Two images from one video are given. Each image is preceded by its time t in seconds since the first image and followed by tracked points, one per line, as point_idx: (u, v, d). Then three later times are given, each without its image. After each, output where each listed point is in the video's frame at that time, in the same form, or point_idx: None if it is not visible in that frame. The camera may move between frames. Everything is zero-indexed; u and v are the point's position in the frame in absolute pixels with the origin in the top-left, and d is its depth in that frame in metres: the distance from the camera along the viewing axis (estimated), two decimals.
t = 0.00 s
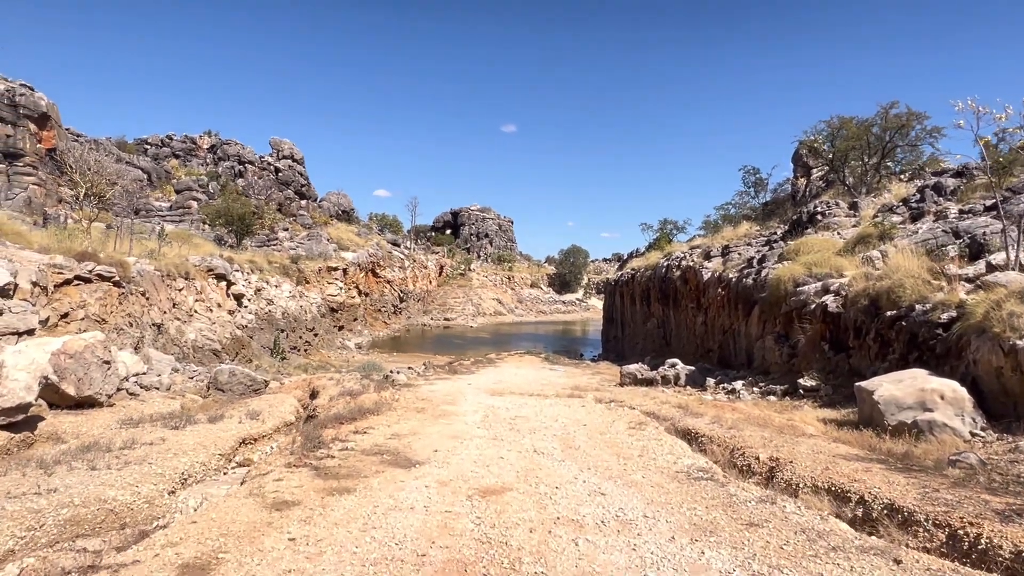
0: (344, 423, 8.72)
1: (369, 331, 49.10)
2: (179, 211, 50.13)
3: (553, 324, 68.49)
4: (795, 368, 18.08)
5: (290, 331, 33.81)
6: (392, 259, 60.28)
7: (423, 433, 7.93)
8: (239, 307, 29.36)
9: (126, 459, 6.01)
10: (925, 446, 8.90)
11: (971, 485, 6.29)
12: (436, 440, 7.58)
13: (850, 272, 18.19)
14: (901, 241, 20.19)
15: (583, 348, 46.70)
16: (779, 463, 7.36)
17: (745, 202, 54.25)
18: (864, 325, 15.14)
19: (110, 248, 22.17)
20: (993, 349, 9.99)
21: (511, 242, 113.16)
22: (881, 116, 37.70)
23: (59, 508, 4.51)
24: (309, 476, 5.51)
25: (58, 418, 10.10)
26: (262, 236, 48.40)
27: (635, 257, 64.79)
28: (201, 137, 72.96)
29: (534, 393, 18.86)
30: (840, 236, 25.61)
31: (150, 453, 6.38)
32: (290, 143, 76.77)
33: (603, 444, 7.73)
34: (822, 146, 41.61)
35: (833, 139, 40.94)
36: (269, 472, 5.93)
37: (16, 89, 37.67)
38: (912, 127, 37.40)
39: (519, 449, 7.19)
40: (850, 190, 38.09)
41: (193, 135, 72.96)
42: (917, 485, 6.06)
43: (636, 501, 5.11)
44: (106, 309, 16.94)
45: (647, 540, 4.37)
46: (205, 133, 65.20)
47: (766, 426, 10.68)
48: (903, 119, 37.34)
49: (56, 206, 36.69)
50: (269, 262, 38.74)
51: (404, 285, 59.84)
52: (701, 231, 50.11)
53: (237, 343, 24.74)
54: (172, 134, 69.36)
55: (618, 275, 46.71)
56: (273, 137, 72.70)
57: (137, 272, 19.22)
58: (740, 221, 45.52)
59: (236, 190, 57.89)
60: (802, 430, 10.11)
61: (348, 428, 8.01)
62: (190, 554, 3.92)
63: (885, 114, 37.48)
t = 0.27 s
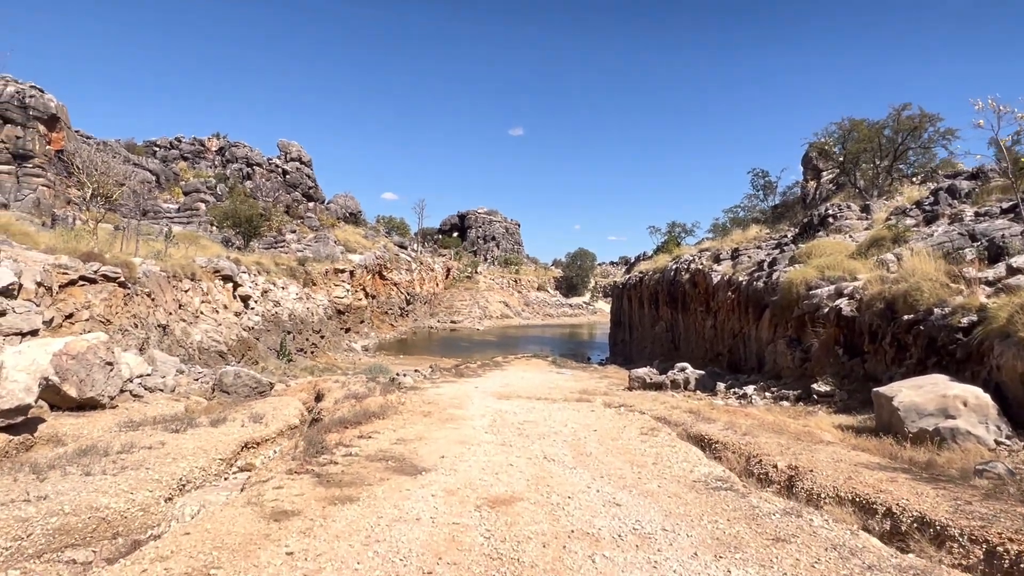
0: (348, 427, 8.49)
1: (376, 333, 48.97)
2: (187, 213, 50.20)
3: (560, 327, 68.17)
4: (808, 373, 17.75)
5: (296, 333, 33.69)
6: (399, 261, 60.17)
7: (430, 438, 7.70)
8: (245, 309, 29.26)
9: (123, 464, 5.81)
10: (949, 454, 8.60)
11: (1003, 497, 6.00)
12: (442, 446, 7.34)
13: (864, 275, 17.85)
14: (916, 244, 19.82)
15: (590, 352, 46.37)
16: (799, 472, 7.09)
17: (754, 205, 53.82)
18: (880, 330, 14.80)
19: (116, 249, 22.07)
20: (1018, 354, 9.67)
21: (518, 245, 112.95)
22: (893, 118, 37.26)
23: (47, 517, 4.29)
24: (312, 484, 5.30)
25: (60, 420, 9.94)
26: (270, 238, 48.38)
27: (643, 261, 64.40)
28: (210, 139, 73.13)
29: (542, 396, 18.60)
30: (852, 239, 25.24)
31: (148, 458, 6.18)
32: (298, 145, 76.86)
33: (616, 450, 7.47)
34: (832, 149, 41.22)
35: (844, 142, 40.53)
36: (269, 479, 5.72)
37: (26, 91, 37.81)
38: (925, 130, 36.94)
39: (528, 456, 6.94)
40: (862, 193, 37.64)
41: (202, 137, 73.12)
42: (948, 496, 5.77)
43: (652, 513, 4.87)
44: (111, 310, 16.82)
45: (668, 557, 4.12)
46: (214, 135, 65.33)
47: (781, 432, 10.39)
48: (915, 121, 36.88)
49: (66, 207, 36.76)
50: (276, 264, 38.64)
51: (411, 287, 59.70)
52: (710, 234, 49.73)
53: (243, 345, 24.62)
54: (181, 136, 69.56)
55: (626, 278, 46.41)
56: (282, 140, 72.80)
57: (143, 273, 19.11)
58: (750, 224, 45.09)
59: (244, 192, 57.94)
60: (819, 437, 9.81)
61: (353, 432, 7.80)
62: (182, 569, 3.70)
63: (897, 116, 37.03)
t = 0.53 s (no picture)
0: (352, 431, 8.31)
1: (382, 334, 48.89)
2: (194, 213, 50.28)
3: (566, 329, 67.88)
4: (820, 375, 17.46)
5: (302, 334, 33.60)
6: (405, 262, 60.09)
7: (436, 442, 7.50)
8: (251, 310, 29.17)
9: (119, 468, 5.63)
10: (971, 460, 8.33)
11: None
12: (447, 450, 7.13)
13: (878, 276, 17.55)
14: (929, 244, 19.49)
15: (597, 353, 46.12)
16: (817, 479, 6.85)
17: (762, 206, 53.47)
18: (894, 331, 14.51)
19: (122, 249, 22.00)
20: None
21: (524, 246, 112.75)
22: (904, 118, 36.84)
23: (35, 525, 4.11)
24: (314, 492, 5.10)
25: (61, 421, 9.79)
26: (276, 238, 48.37)
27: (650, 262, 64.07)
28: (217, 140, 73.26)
29: (549, 398, 18.38)
30: (863, 239, 24.90)
31: (146, 462, 6.00)
32: (305, 146, 76.91)
33: (627, 455, 7.25)
34: (841, 149, 40.85)
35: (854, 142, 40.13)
36: (270, 485, 5.54)
37: (34, 92, 37.80)
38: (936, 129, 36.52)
39: (536, 461, 6.74)
40: (872, 194, 37.24)
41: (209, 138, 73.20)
42: (976, 505, 5.53)
43: (670, 524, 4.65)
44: (116, 310, 16.72)
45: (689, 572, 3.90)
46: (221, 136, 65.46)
47: (795, 436, 10.13)
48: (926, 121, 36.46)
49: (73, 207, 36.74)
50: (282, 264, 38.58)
51: (417, 288, 59.59)
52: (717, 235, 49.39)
53: (249, 345, 24.52)
54: (188, 137, 69.72)
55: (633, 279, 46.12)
56: (289, 141, 72.88)
57: (148, 273, 19.03)
58: (758, 225, 44.71)
59: (250, 192, 57.98)
60: (835, 441, 9.56)
61: (357, 436, 7.62)
62: None
63: (908, 116, 36.61)
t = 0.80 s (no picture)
0: (351, 431, 8.11)
1: (385, 333, 48.77)
2: (197, 212, 50.22)
3: (570, 327, 67.67)
4: (828, 373, 17.22)
5: (305, 332, 33.47)
6: (409, 261, 59.92)
7: (437, 443, 7.31)
8: (253, 308, 29.04)
9: (108, 470, 5.44)
10: (987, 462, 8.10)
11: None
12: (448, 451, 6.93)
13: (886, 273, 17.28)
14: (939, 241, 19.20)
15: (601, 351, 45.89)
16: (831, 481, 6.62)
17: (767, 204, 53.12)
18: (904, 330, 14.26)
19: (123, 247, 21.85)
20: None
21: (528, 244, 112.47)
22: (912, 114, 36.45)
23: (15, 531, 3.94)
24: (309, 496, 4.92)
25: (56, 420, 9.64)
26: (279, 237, 48.24)
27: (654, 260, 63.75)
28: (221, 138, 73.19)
29: (552, 397, 18.16)
30: (871, 236, 24.60)
31: (136, 463, 5.81)
32: (308, 144, 76.78)
33: (634, 457, 7.03)
34: (848, 146, 40.47)
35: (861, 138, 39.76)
36: (263, 489, 5.36)
37: (37, 90, 37.54)
38: (944, 126, 36.12)
39: (540, 463, 6.53)
40: (879, 190, 36.86)
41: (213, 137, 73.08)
42: (998, 508, 5.30)
43: (679, 530, 4.45)
44: (115, 308, 16.58)
45: None
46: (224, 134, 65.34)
47: (805, 437, 9.90)
48: (934, 117, 36.06)
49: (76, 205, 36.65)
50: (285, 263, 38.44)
51: (420, 286, 59.43)
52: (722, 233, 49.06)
53: (251, 344, 24.39)
54: (192, 136, 69.65)
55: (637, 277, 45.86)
56: (292, 139, 72.76)
57: (148, 271, 18.90)
58: (764, 222, 44.37)
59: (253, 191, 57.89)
60: (846, 441, 9.32)
61: (356, 436, 7.43)
62: None
63: (915, 111, 36.22)
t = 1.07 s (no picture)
0: (350, 431, 7.89)
1: (387, 330, 48.60)
2: (198, 209, 50.06)
3: (572, 324, 67.42)
4: (834, 370, 16.98)
5: (306, 329, 33.29)
6: (411, 257, 59.71)
7: (438, 443, 7.08)
8: (254, 305, 28.84)
9: (94, 472, 5.23)
10: (1004, 462, 7.87)
11: None
12: (449, 452, 6.70)
13: (894, 269, 17.01)
14: (947, 236, 18.92)
15: (603, 348, 45.66)
16: (845, 482, 6.39)
17: (771, 200, 52.77)
18: (914, 326, 14.00)
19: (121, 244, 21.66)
20: None
21: (530, 241, 112.16)
22: (917, 108, 36.09)
23: None
24: (303, 501, 4.72)
25: (50, 419, 9.45)
26: (280, 234, 48.02)
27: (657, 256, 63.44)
28: (222, 135, 72.96)
29: (555, 395, 17.94)
30: (877, 232, 24.31)
31: (125, 465, 5.60)
32: (309, 141, 76.53)
33: (640, 457, 6.81)
34: (853, 141, 40.13)
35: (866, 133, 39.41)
36: (254, 493, 5.16)
37: (36, 86, 37.30)
38: (950, 120, 35.76)
39: (543, 465, 6.31)
40: (884, 186, 36.52)
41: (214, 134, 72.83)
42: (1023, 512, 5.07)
43: (691, 537, 4.26)
44: (113, 305, 16.39)
45: None
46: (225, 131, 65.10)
47: (814, 435, 9.68)
48: (940, 111, 35.71)
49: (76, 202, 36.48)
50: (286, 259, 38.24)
51: (422, 283, 59.23)
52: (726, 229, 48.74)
53: (251, 341, 24.21)
54: (193, 133, 69.41)
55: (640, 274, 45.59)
56: (293, 136, 72.50)
57: (146, 267, 18.71)
58: (767, 218, 44.03)
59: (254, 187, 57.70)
60: (858, 440, 9.08)
61: (355, 436, 7.22)
62: None
63: (921, 106, 35.88)
